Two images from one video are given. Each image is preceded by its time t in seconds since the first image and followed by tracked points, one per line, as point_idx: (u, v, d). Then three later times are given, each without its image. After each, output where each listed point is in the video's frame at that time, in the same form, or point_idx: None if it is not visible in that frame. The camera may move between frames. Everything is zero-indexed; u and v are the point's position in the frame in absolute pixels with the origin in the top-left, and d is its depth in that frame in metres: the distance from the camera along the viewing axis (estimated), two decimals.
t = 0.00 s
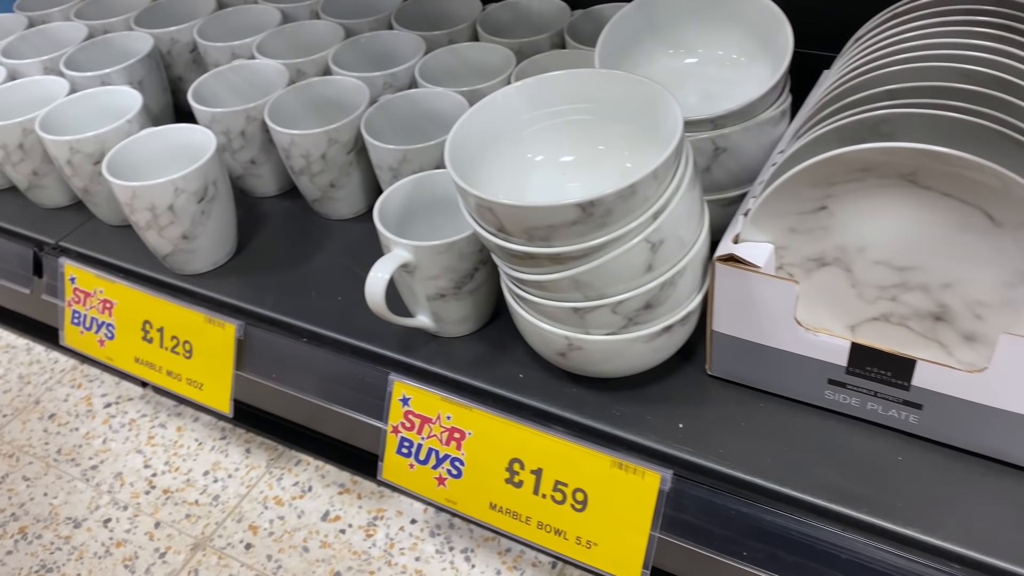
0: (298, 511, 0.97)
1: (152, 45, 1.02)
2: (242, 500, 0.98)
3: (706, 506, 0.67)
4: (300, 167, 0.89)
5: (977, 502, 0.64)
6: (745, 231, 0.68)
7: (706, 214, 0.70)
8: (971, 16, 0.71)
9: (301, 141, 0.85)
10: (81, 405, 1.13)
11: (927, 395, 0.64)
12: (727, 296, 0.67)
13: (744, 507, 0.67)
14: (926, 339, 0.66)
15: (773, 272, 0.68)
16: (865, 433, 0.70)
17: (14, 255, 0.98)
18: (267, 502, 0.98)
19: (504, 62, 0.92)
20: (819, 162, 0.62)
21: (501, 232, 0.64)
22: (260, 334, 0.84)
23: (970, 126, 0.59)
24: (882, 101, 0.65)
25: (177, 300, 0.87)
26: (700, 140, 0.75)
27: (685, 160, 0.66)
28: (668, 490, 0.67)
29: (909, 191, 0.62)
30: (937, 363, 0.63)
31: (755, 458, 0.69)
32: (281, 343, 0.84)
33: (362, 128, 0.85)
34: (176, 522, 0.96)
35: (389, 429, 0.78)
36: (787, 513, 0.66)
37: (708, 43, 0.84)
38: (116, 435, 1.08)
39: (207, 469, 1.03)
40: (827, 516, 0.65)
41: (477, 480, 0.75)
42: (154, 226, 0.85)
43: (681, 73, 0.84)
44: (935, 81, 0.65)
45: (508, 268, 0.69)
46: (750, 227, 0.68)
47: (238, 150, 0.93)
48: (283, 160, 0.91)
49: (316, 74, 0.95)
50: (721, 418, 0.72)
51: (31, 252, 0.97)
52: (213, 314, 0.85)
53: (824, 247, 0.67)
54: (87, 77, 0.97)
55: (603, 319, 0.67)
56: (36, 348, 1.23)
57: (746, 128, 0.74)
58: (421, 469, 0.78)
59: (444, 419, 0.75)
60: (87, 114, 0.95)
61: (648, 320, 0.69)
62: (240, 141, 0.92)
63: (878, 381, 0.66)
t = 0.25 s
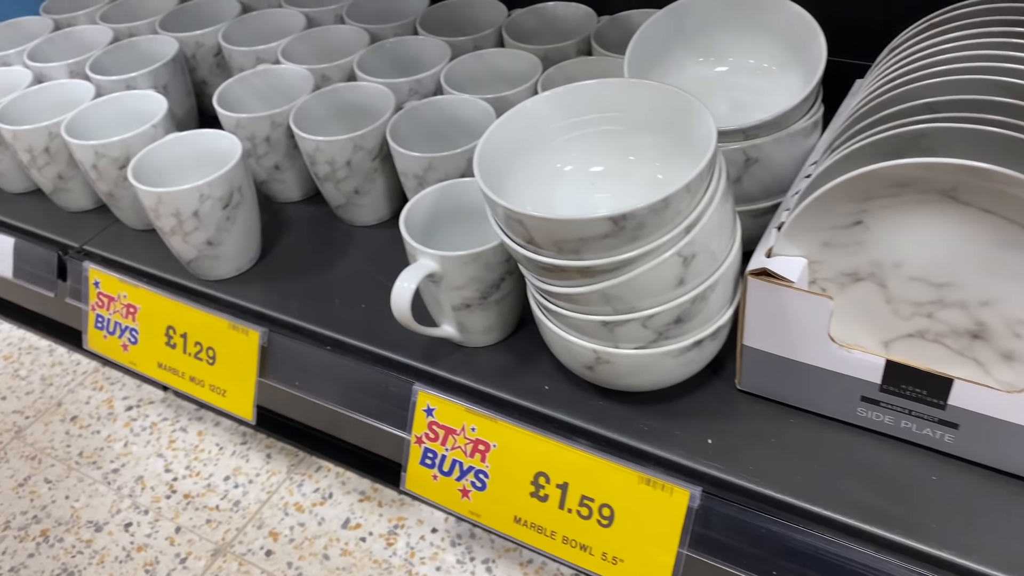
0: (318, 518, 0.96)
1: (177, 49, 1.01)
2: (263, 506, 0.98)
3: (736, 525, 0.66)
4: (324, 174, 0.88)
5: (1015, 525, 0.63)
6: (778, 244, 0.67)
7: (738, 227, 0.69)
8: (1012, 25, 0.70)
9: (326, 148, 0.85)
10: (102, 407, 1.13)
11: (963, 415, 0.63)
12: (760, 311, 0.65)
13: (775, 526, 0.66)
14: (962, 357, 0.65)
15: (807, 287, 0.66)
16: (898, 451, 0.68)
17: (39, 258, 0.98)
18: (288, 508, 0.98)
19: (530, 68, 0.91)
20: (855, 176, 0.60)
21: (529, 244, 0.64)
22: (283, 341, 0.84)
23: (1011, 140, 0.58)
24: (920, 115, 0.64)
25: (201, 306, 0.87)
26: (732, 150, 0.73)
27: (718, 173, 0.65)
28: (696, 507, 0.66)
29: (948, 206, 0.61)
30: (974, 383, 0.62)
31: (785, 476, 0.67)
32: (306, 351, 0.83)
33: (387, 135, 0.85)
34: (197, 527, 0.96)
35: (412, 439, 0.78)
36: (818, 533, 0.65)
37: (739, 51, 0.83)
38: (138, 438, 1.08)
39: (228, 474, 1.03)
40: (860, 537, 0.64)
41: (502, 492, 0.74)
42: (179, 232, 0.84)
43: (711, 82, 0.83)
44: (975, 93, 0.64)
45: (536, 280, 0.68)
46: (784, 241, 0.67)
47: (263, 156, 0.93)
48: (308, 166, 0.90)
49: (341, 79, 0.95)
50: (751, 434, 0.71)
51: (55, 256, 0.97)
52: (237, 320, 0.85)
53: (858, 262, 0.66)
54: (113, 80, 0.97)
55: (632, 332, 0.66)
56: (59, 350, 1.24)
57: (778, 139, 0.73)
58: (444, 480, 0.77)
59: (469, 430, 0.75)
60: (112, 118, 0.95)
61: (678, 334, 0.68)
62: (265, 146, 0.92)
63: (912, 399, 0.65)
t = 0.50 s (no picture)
0: (343, 519, 0.96)
1: (206, 49, 1.01)
2: (287, 507, 0.98)
3: (771, 534, 0.65)
4: (353, 174, 0.88)
5: None
6: (818, 250, 0.66)
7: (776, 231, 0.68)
8: None
9: (356, 148, 0.84)
10: (127, 405, 1.13)
11: (1006, 425, 0.62)
12: (798, 318, 0.64)
13: (811, 536, 0.65)
14: (1005, 366, 0.63)
15: (846, 293, 0.65)
16: (936, 461, 0.67)
17: (67, 256, 0.99)
18: (312, 509, 0.97)
19: (560, 70, 0.90)
20: (899, 182, 0.59)
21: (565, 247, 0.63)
22: (311, 342, 0.84)
23: None
24: (965, 119, 0.62)
25: (229, 306, 0.87)
26: (768, 154, 0.72)
27: (758, 178, 0.64)
28: (731, 515, 0.65)
29: (994, 213, 0.60)
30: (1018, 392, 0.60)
31: (821, 485, 0.66)
32: (334, 352, 0.83)
33: (418, 136, 0.84)
34: (221, 526, 0.96)
35: (441, 441, 0.77)
36: (856, 544, 0.64)
37: (773, 53, 0.82)
38: (163, 437, 1.08)
39: (252, 473, 1.02)
40: (899, 548, 0.63)
41: (532, 497, 0.74)
42: (208, 231, 0.84)
43: (746, 84, 0.82)
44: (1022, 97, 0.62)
45: (570, 283, 0.68)
46: (824, 247, 0.66)
47: (292, 156, 0.93)
48: (337, 166, 0.90)
49: (370, 79, 0.94)
50: (786, 442, 0.70)
51: (84, 254, 0.98)
52: (265, 320, 0.85)
53: (899, 268, 0.65)
54: (142, 79, 0.97)
55: (668, 338, 0.66)
56: (84, 347, 1.24)
57: (815, 143, 0.72)
58: (473, 484, 0.77)
59: (499, 434, 0.74)
60: (141, 117, 0.96)
61: (715, 340, 0.67)
62: (294, 146, 0.91)
63: (953, 409, 0.63)
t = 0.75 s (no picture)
0: (367, 524, 0.96)
1: (236, 53, 1.02)
2: (312, 510, 0.98)
3: (805, 548, 0.65)
4: (383, 180, 0.88)
5: None
6: (854, 262, 0.65)
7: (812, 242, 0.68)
8: None
9: (386, 154, 0.84)
10: (153, 407, 1.14)
11: None
12: (833, 329, 0.64)
13: (846, 550, 0.64)
14: None
15: (882, 305, 0.64)
16: (972, 476, 0.67)
17: (96, 258, 0.99)
18: (337, 513, 0.98)
19: (590, 76, 0.90)
20: (941, 195, 0.59)
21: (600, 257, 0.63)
22: (339, 347, 0.84)
23: None
24: (1009, 131, 0.61)
25: (258, 311, 0.87)
26: (803, 163, 0.72)
27: (795, 190, 0.63)
28: (764, 528, 0.65)
29: None
30: None
31: (856, 498, 0.66)
32: (362, 357, 0.82)
33: (448, 142, 0.84)
34: (247, 529, 0.97)
35: (470, 449, 0.77)
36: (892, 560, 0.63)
37: (806, 62, 0.82)
38: (188, 439, 1.09)
39: (277, 476, 1.03)
40: (935, 564, 0.62)
41: (561, 506, 0.73)
42: (239, 236, 0.85)
43: (778, 93, 0.82)
44: None
45: (604, 293, 0.67)
46: (861, 259, 0.65)
47: (321, 161, 0.93)
48: (366, 171, 0.90)
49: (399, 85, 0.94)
50: (819, 454, 0.69)
51: (114, 257, 0.98)
52: (294, 325, 0.85)
53: (937, 281, 0.65)
54: (173, 83, 0.97)
55: (702, 349, 0.65)
56: (110, 348, 1.25)
57: (850, 153, 0.72)
58: (502, 492, 0.76)
59: (528, 442, 0.74)
60: (172, 121, 0.96)
61: (749, 351, 0.66)
62: (324, 151, 0.92)
63: (992, 424, 0.62)
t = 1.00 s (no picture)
0: (388, 530, 0.96)
1: (261, 60, 1.03)
2: (333, 516, 0.99)
3: (833, 564, 0.64)
4: (407, 188, 0.88)
5: None
6: (884, 276, 0.65)
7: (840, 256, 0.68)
8: None
9: (411, 163, 0.84)
10: (175, 410, 1.15)
11: None
12: (862, 344, 0.63)
13: (875, 567, 0.63)
14: None
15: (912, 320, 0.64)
16: (1002, 493, 0.66)
17: (122, 262, 1.00)
18: (358, 519, 0.98)
19: (614, 86, 0.90)
20: (975, 212, 0.58)
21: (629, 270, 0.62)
22: (363, 354, 0.84)
23: None
24: None
25: (283, 317, 0.88)
26: (832, 176, 0.71)
27: (826, 205, 0.63)
28: (790, 543, 0.64)
29: None
30: None
31: (884, 514, 0.65)
32: (386, 365, 0.83)
33: (472, 151, 0.84)
34: (268, 534, 0.97)
35: (493, 458, 0.77)
36: None
37: (834, 73, 0.81)
38: (210, 442, 1.09)
39: (298, 481, 1.03)
40: None
41: (585, 518, 0.73)
42: (265, 243, 0.85)
43: (805, 104, 0.81)
44: None
45: (631, 305, 0.67)
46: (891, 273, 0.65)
47: (346, 168, 0.94)
48: (390, 179, 0.90)
49: (423, 93, 0.94)
50: (846, 469, 0.69)
51: (139, 261, 0.99)
52: (319, 332, 0.85)
53: (968, 296, 0.64)
54: (199, 90, 0.98)
55: (730, 363, 0.65)
56: (132, 351, 1.26)
57: (879, 165, 0.71)
58: (525, 502, 0.76)
59: (552, 453, 0.74)
60: (197, 127, 0.97)
61: (778, 365, 0.66)
62: (348, 159, 0.92)
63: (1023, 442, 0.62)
